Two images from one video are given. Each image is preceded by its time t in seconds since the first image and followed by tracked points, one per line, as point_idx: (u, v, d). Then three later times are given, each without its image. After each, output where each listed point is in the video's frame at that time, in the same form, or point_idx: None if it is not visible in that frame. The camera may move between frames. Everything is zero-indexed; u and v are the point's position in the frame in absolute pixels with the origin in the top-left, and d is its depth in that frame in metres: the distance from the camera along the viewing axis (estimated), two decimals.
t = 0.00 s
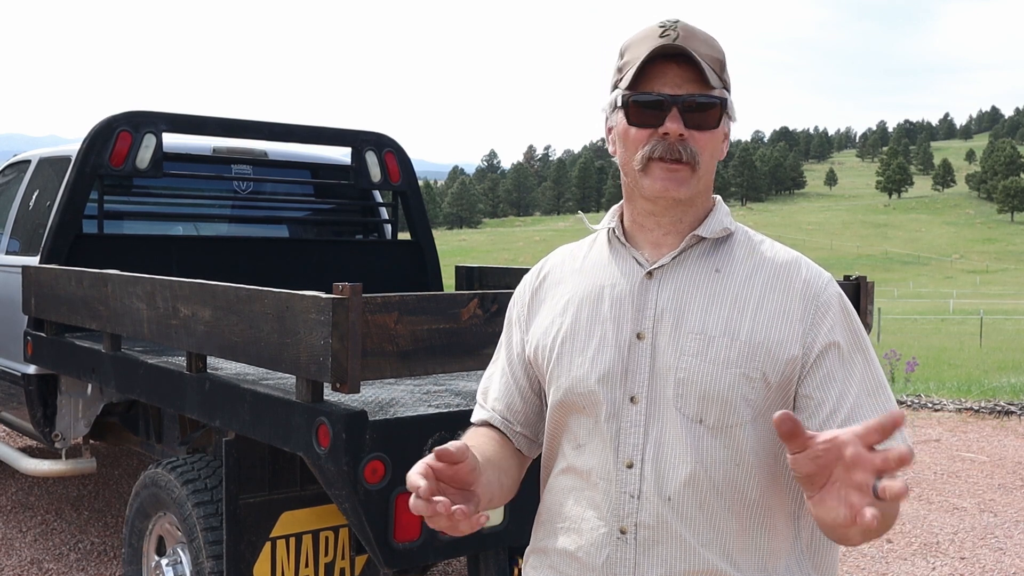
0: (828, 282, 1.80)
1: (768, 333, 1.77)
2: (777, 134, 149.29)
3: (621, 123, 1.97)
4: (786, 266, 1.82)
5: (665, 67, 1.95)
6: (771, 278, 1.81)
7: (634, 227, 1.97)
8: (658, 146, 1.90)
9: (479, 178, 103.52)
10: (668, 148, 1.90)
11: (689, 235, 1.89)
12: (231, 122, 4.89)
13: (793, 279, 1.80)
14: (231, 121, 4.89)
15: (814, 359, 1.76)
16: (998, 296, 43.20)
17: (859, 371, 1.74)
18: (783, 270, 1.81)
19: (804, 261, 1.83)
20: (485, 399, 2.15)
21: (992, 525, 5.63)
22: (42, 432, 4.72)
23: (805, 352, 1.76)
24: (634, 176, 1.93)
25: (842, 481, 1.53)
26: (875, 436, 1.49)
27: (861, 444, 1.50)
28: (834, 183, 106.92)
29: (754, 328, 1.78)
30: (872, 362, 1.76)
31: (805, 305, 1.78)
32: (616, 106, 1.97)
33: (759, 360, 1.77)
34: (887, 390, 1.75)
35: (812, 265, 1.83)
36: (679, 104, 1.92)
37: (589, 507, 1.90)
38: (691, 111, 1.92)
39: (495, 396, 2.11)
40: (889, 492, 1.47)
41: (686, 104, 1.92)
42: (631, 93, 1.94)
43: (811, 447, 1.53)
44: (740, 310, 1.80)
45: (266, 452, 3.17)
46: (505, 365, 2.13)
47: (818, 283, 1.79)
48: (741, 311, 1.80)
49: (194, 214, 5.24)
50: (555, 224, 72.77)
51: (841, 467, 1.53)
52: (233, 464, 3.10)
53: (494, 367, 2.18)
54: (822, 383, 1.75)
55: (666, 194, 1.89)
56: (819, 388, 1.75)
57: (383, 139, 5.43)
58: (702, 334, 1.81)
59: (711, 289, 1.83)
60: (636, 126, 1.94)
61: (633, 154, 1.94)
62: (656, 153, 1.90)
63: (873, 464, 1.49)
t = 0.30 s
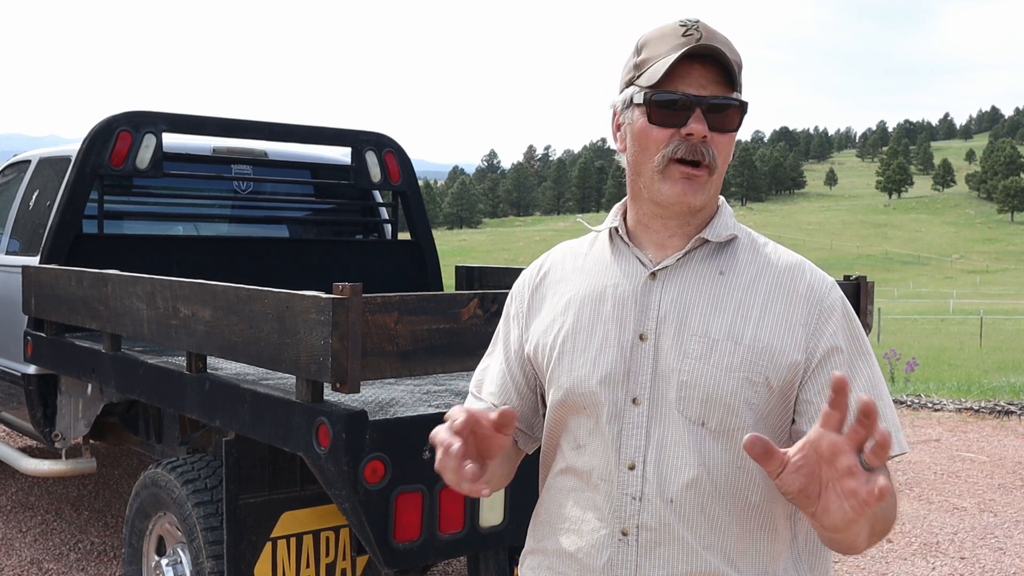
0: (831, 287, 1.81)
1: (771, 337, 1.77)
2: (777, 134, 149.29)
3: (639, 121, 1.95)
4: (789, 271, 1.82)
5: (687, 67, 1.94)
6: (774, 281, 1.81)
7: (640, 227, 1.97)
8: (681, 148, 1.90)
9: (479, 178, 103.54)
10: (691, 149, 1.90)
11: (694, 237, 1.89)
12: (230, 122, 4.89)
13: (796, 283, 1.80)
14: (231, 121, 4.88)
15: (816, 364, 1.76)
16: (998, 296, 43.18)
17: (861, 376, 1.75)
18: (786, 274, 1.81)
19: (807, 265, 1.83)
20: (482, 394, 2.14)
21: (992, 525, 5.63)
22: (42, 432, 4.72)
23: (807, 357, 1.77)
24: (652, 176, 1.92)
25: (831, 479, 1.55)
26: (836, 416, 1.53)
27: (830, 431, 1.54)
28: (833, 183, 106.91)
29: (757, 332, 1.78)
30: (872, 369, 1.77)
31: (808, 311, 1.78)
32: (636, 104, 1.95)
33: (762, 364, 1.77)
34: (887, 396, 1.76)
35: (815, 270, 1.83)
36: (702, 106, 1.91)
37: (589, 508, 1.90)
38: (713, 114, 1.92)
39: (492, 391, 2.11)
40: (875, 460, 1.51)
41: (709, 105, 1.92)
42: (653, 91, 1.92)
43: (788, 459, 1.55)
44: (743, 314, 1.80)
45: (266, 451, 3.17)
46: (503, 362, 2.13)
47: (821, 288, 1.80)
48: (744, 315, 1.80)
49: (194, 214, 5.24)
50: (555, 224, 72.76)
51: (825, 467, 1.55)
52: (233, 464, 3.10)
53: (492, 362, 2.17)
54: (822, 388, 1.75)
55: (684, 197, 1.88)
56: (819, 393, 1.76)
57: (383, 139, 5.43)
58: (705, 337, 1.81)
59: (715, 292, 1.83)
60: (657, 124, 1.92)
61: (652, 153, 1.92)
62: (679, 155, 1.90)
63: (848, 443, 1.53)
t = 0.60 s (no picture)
0: (832, 288, 1.81)
1: (771, 338, 1.77)
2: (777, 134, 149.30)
3: (642, 122, 1.94)
4: (789, 272, 1.82)
5: (689, 68, 1.94)
6: (775, 282, 1.81)
7: (641, 227, 1.97)
8: (685, 149, 1.89)
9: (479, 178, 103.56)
10: (694, 151, 1.89)
11: (695, 237, 1.89)
12: (230, 122, 4.89)
13: (796, 284, 1.80)
14: (231, 121, 4.88)
15: (816, 365, 1.76)
16: (998, 296, 43.18)
17: (861, 377, 1.75)
18: (786, 275, 1.81)
19: (807, 266, 1.83)
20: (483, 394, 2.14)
21: (992, 525, 5.63)
22: (42, 432, 4.72)
23: (808, 358, 1.77)
24: (656, 177, 1.91)
25: (856, 507, 1.55)
26: (893, 472, 1.50)
27: (876, 475, 1.52)
28: (833, 182, 106.92)
29: (758, 333, 1.78)
30: (872, 369, 1.76)
31: (808, 312, 1.78)
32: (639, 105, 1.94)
33: (762, 365, 1.77)
34: (887, 397, 1.75)
35: (816, 270, 1.83)
36: (705, 106, 1.91)
37: (590, 509, 1.90)
38: (715, 115, 1.92)
39: (493, 391, 2.11)
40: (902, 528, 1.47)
41: (711, 106, 1.92)
42: (656, 92, 1.91)
43: (828, 469, 1.56)
44: (743, 315, 1.80)
45: (266, 451, 3.17)
46: (504, 362, 2.13)
47: (821, 289, 1.80)
48: (744, 316, 1.80)
49: (194, 214, 5.24)
50: (554, 224, 72.76)
51: (856, 494, 1.55)
52: (233, 464, 3.10)
53: (492, 362, 2.17)
54: (822, 389, 1.75)
55: (688, 197, 1.88)
56: (819, 394, 1.76)
57: (383, 139, 5.43)
58: (705, 338, 1.81)
59: (716, 293, 1.83)
60: (661, 126, 1.92)
61: (655, 154, 1.92)
62: (683, 156, 1.89)
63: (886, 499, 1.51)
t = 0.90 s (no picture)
0: (832, 288, 1.81)
1: (771, 339, 1.77)
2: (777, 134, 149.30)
3: (641, 121, 1.94)
4: (790, 272, 1.82)
5: (689, 68, 1.93)
6: (775, 283, 1.81)
7: (642, 227, 1.97)
8: (683, 148, 1.89)
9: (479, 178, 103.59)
10: (692, 150, 1.89)
11: (696, 238, 1.89)
12: (230, 122, 4.89)
13: (797, 284, 1.80)
14: (231, 121, 4.88)
15: (816, 365, 1.76)
16: (998, 296, 43.18)
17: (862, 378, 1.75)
18: (787, 276, 1.81)
19: (808, 266, 1.83)
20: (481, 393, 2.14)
21: (992, 525, 5.63)
22: (42, 432, 4.72)
23: (808, 359, 1.77)
24: (654, 177, 1.91)
25: (832, 477, 1.56)
26: (834, 413, 1.53)
27: (828, 429, 1.55)
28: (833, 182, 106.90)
29: (758, 334, 1.78)
30: (872, 370, 1.76)
31: (809, 312, 1.78)
32: (638, 104, 1.94)
33: (763, 366, 1.77)
34: (886, 396, 1.75)
35: (816, 271, 1.83)
36: (704, 106, 1.91)
37: (590, 510, 1.90)
38: (714, 114, 1.92)
39: (492, 390, 2.11)
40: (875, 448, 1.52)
41: (710, 105, 1.91)
42: (655, 91, 1.91)
43: (790, 458, 1.56)
44: (743, 316, 1.80)
45: (266, 451, 3.17)
46: (502, 362, 2.12)
47: (822, 290, 1.80)
48: (744, 317, 1.80)
49: (194, 214, 5.24)
50: (554, 224, 72.74)
51: (823, 464, 1.56)
52: (233, 464, 3.10)
53: (489, 361, 2.17)
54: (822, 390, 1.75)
55: (688, 197, 1.88)
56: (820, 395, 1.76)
57: (383, 139, 5.43)
58: (706, 339, 1.81)
59: (716, 294, 1.83)
60: (659, 125, 1.92)
61: (654, 153, 1.92)
62: (681, 156, 1.89)
63: (847, 438, 1.54)
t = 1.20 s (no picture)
0: (831, 286, 1.80)
1: (770, 339, 1.77)
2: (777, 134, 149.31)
3: (625, 122, 1.95)
4: (788, 271, 1.81)
5: (673, 67, 1.95)
6: (774, 283, 1.81)
7: (638, 228, 1.97)
8: (666, 145, 1.89)
9: (479, 178, 103.60)
10: (676, 147, 1.89)
11: (693, 237, 1.89)
12: (231, 122, 4.89)
13: (795, 284, 1.80)
14: (231, 121, 4.89)
15: (815, 365, 1.76)
16: (998, 296, 43.18)
17: (860, 376, 1.75)
18: (785, 276, 1.81)
19: (807, 265, 1.83)
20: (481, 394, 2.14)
21: (992, 525, 5.63)
22: (42, 432, 4.73)
23: (807, 358, 1.77)
24: (640, 175, 1.92)
25: (858, 497, 1.55)
26: (884, 445, 1.51)
27: (871, 456, 1.53)
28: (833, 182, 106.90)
29: (757, 335, 1.78)
30: (871, 367, 1.76)
31: (808, 312, 1.78)
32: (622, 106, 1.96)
33: (762, 366, 1.77)
34: (885, 394, 1.75)
35: (815, 270, 1.83)
36: (687, 103, 1.91)
37: (591, 510, 1.90)
38: (698, 111, 1.92)
39: (492, 392, 2.11)
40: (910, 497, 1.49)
41: (693, 103, 1.91)
42: (638, 91, 1.93)
43: (824, 465, 1.56)
44: (742, 316, 1.80)
45: (266, 451, 3.17)
46: (502, 363, 2.12)
47: (820, 289, 1.79)
48: (743, 316, 1.80)
49: (194, 214, 5.24)
50: (554, 224, 72.73)
51: (856, 486, 1.55)
52: (233, 464, 3.10)
53: (489, 362, 2.17)
54: (821, 389, 1.75)
55: (674, 194, 1.88)
56: (819, 394, 1.76)
57: (383, 139, 5.43)
58: (705, 339, 1.81)
59: (716, 294, 1.83)
60: (644, 124, 1.93)
61: (638, 152, 1.92)
62: (664, 152, 1.89)
63: (886, 472, 1.52)
